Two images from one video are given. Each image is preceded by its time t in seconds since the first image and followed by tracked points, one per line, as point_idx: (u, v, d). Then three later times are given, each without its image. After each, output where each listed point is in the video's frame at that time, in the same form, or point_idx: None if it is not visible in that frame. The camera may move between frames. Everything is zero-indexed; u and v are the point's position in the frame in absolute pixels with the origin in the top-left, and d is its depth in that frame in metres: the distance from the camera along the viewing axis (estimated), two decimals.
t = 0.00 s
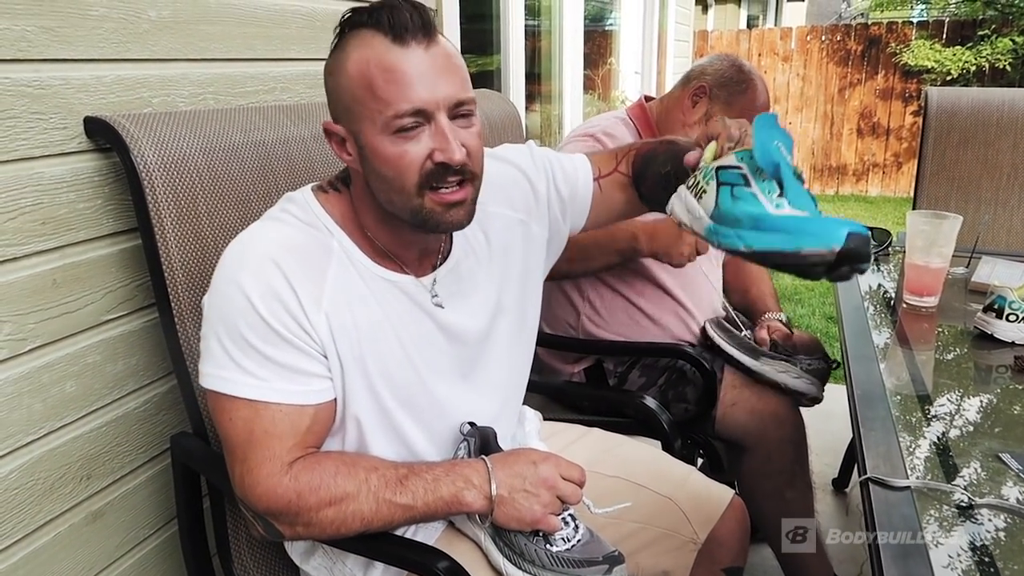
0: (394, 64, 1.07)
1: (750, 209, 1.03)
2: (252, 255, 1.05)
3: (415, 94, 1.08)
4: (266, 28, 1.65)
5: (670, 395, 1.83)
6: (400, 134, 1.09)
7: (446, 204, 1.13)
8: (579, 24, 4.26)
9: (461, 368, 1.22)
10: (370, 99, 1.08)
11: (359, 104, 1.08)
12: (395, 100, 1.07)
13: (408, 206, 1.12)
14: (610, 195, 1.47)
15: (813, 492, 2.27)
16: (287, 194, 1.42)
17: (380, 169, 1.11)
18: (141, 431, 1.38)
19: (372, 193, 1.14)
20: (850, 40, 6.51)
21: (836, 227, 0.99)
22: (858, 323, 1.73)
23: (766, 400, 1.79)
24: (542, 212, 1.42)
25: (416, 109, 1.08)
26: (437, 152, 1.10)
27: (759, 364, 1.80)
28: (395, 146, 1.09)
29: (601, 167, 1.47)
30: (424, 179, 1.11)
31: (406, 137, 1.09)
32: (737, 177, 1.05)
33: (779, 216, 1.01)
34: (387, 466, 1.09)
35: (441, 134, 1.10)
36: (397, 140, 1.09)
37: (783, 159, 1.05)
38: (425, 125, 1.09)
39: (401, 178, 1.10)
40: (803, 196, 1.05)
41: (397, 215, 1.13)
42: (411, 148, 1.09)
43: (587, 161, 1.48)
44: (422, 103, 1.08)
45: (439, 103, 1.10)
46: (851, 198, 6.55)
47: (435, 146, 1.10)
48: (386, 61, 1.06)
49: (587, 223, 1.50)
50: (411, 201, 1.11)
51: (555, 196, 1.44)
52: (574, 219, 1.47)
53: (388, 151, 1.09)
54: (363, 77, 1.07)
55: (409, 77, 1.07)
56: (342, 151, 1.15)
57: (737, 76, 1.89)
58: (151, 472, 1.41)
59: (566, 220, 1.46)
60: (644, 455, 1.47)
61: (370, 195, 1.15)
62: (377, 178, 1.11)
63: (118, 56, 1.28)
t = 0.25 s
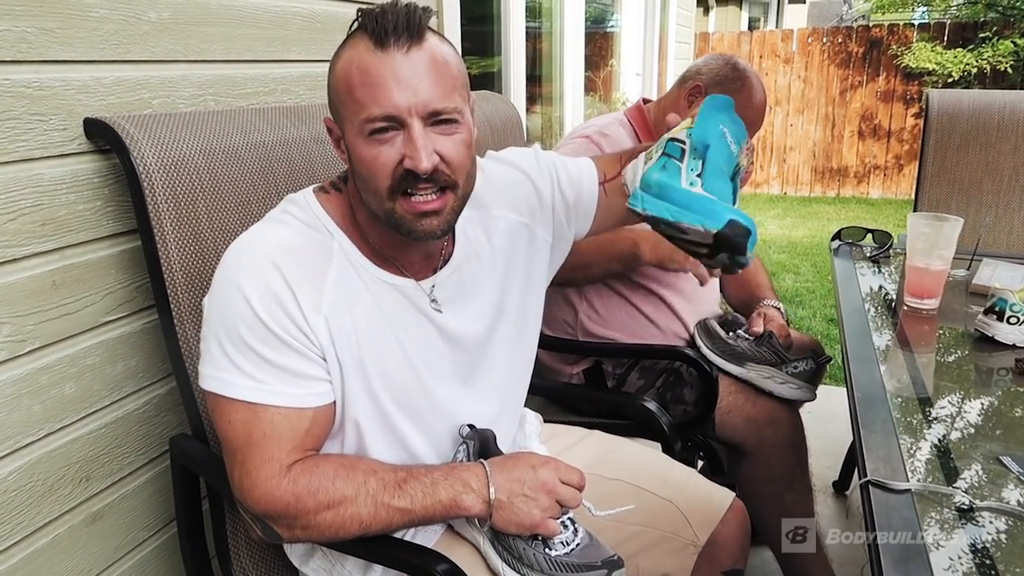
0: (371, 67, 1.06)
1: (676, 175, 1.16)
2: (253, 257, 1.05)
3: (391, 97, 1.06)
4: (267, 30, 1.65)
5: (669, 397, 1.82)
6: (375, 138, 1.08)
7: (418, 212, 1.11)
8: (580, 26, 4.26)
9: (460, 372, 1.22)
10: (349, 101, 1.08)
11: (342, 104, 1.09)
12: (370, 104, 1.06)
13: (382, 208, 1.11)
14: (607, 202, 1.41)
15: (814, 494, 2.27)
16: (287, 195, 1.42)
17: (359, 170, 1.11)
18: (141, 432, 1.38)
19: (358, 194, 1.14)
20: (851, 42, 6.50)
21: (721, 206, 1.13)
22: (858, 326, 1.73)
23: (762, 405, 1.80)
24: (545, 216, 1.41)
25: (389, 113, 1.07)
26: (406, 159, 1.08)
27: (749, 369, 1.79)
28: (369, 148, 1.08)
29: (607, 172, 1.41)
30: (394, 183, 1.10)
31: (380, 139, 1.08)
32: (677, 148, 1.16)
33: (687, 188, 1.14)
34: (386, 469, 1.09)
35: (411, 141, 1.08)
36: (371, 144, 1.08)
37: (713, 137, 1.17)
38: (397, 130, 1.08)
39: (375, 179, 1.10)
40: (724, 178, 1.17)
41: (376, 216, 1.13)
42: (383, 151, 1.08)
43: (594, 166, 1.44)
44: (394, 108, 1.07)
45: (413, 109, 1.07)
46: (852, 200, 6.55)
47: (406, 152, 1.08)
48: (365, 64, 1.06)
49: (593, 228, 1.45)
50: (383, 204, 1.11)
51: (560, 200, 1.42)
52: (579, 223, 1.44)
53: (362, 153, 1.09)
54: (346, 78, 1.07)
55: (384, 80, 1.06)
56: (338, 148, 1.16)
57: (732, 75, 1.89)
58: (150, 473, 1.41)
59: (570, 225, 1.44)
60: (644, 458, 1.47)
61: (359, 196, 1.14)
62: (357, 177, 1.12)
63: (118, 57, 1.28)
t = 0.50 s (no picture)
0: (367, 74, 1.06)
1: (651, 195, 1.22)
2: (252, 258, 1.05)
3: (387, 104, 1.06)
4: (269, 30, 1.65)
5: (670, 398, 1.83)
6: (372, 145, 1.08)
7: (417, 217, 1.11)
8: (581, 28, 4.25)
9: (460, 374, 1.22)
10: (347, 107, 1.08)
11: (340, 111, 1.09)
12: (366, 110, 1.06)
13: (381, 214, 1.11)
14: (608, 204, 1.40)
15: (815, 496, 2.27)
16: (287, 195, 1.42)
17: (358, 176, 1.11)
18: (141, 433, 1.38)
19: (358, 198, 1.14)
20: (853, 44, 6.50)
21: (690, 240, 1.22)
22: (860, 327, 1.72)
23: (765, 406, 1.78)
24: (547, 219, 1.41)
25: (385, 121, 1.07)
26: (403, 166, 1.08)
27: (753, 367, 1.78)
28: (366, 155, 1.08)
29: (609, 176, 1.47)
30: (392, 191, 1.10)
31: (377, 146, 1.08)
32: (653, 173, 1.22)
33: (659, 219, 1.20)
34: (386, 469, 1.09)
35: (408, 148, 1.08)
36: (369, 151, 1.08)
37: (691, 163, 1.21)
38: (394, 137, 1.08)
39: (373, 185, 1.10)
40: (700, 202, 1.21)
41: (376, 220, 1.13)
42: (381, 158, 1.08)
43: (595, 169, 1.49)
44: (390, 116, 1.06)
45: (410, 116, 1.07)
46: (853, 202, 6.55)
47: (402, 159, 1.08)
48: (361, 71, 1.06)
49: (593, 232, 1.50)
50: (382, 210, 1.11)
51: (562, 206, 1.43)
52: (580, 229, 1.47)
53: (361, 160, 1.09)
54: (343, 84, 1.07)
55: (380, 87, 1.06)
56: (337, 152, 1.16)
57: (730, 74, 1.89)
58: (150, 473, 1.41)
59: (571, 231, 1.46)
60: (644, 459, 1.47)
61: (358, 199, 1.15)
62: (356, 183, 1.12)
63: (119, 58, 1.28)
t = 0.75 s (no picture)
0: (369, 72, 1.06)
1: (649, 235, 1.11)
2: (250, 258, 1.05)
3: (389, 103, 1.06)
4: (266, 30, 1.65)
5: (667, 399, 1.82)
6: (374, 144, 1.08)
7: (416, 217, 1.11)
8: (579, 29, 4.25)
9: (457, 374, 1.22)
10: (349, 105, 1.08)
11: (341, 109, 1.09)
12: (368, 108, 1.07)
13: (381, 213, 1.11)
14: (608, 204, 1.39)
15: (812, 496, 2.27)
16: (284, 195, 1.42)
17: (358, 174, 1.11)
18: (138, 433, 1.38)
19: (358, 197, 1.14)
20: (850, 45, 6.51)
21: (692, 290, 1.08)
22: (856, 327, 1.73)
23: (762, 406, 1.79)
24: (545, 221, 1.40)
25: (387, 120, 1.07)
26: (404, 165, 1.08)
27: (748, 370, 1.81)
28: (367, 154, 1.08)
29: (608, 178, 1.44)
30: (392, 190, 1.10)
31: (378, 146, 1.08)
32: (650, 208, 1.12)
33: (660, 265, 1.09)
34: (382, 469, 1.09)
35: (409, 148, 1.08)
36: (370, 149, 1.08)
37: (688, 200, 1.11)
38: (395, 137, 1.08)
39: (374, 185, 1.10)
40: (696, 240, 1.12)
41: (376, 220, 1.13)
42: (382, 158, 1.08)
43: (593, 172, 1.47)
44: (392, 114, 1.06)
45: (411, 115, 1.07)
46: (851, 203, 6.55)
47: (403, 158, 1.08)
48: (364, 69, 1.06)
49: (591, 234, 1.48)
50: (382, 210, 1.11)
51: (560, 207, 1.42)
52: (579, 230, 1.45)
53: (362, 159, 1.09)
54: (345, 82, 1.07)
55: (382, 86, 1.06)
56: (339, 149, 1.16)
57: (730, 78, 1.89)
58: (146, 474, 1.40)
59: (569, 232, 1.45)
60: (642, 458, 1.46)
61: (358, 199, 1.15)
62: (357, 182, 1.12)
63: (116, 57, 1.28)
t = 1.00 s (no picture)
0: (398, 72, 1.06)
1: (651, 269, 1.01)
2: (248, 257, 1.05)
3: (422, 103, 1.07)
4: (264, 30, 1.65)
5: (665, 398, 1.82)
6: (404, 144, 1.07)
7: (447, 217, 1.11)
8: (578, 29, 4.26)
9: (456, 373, 1.22)
10: (375, 107, 1.07)
11: (361, 112, 1.07)
12: (400, 109, 1.06)
13: (409, 215, 1.11)
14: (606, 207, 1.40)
15: (810, 496, 2.27)
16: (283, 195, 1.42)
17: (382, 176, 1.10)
18: (135, 432, 1.38)
19: (373, 199, 1.13)
20: (849, 46, 6.52)
21: (726, 271, 0.96)
22: (854, 327, 1.73)
23: (760, 405, 1.78)
24: (542, 221, 1.40)
25: (421, 120, 1.07)
26: (440, 163, 1.08)
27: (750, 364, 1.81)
28: (398, 155, 1.08)
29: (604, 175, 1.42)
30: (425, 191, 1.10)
31: (409, 147, 1.08)
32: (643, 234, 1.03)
33: (675, 269, 0.98)
34: (379, 467, 1.09)
35: (445, 146, 1.08)
36: (400, 150, 1.07)
37: (667, 201, 1.04)
38: (429, 135, 1.08)
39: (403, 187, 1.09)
40: (700, 229, 1.01)
41: (399, 222, 1.12)
42: (414, 158, 1.08)
43: (591, 171, 1.44)
44: (427, 113, 1.07)
45: (444, 114, 1.08)
46: (849, 203, 6.56)
47: (439, 157, 1.08)
48: (393, 70, 1.05)
49: (588, 232, 1.45)
50: (412, 211, 1.10)
51: (558, 207, 1.41)
52: (575, 229, 1.43)
53: (390, 160, 1.08)
54: (368, 84, 1.06)
55: (412, 87, 1.06)
56: (344, 155, 1.14)
57: (730, 79, 1.90)
58: (144, 473, 1.40)
59: (567, 231, 1.42)
60: (640, 457, 1.47)
61: (371, 202, 1.14)
62: (378, 185, 1.11)
63: (114, 57, 1.28)
